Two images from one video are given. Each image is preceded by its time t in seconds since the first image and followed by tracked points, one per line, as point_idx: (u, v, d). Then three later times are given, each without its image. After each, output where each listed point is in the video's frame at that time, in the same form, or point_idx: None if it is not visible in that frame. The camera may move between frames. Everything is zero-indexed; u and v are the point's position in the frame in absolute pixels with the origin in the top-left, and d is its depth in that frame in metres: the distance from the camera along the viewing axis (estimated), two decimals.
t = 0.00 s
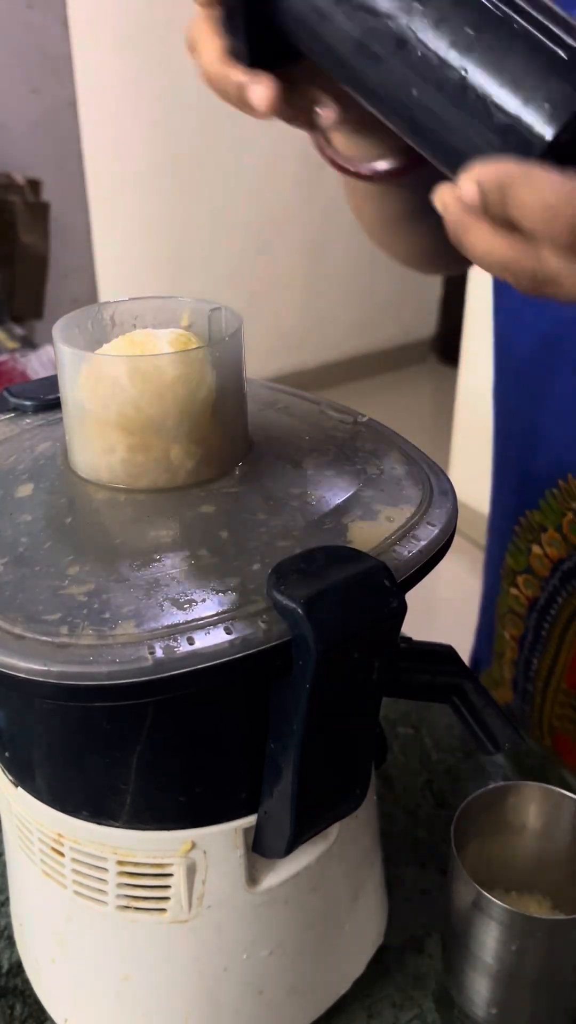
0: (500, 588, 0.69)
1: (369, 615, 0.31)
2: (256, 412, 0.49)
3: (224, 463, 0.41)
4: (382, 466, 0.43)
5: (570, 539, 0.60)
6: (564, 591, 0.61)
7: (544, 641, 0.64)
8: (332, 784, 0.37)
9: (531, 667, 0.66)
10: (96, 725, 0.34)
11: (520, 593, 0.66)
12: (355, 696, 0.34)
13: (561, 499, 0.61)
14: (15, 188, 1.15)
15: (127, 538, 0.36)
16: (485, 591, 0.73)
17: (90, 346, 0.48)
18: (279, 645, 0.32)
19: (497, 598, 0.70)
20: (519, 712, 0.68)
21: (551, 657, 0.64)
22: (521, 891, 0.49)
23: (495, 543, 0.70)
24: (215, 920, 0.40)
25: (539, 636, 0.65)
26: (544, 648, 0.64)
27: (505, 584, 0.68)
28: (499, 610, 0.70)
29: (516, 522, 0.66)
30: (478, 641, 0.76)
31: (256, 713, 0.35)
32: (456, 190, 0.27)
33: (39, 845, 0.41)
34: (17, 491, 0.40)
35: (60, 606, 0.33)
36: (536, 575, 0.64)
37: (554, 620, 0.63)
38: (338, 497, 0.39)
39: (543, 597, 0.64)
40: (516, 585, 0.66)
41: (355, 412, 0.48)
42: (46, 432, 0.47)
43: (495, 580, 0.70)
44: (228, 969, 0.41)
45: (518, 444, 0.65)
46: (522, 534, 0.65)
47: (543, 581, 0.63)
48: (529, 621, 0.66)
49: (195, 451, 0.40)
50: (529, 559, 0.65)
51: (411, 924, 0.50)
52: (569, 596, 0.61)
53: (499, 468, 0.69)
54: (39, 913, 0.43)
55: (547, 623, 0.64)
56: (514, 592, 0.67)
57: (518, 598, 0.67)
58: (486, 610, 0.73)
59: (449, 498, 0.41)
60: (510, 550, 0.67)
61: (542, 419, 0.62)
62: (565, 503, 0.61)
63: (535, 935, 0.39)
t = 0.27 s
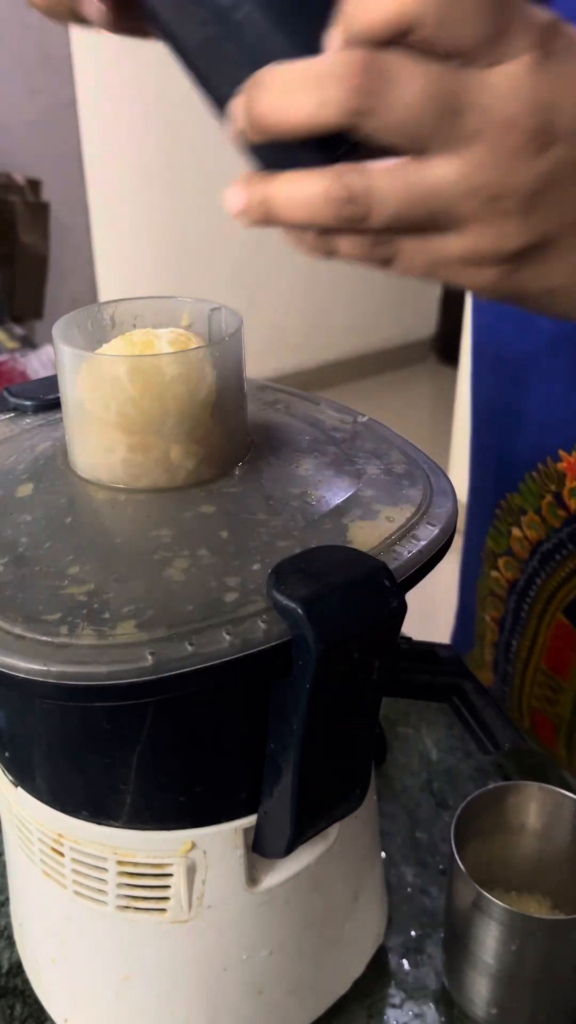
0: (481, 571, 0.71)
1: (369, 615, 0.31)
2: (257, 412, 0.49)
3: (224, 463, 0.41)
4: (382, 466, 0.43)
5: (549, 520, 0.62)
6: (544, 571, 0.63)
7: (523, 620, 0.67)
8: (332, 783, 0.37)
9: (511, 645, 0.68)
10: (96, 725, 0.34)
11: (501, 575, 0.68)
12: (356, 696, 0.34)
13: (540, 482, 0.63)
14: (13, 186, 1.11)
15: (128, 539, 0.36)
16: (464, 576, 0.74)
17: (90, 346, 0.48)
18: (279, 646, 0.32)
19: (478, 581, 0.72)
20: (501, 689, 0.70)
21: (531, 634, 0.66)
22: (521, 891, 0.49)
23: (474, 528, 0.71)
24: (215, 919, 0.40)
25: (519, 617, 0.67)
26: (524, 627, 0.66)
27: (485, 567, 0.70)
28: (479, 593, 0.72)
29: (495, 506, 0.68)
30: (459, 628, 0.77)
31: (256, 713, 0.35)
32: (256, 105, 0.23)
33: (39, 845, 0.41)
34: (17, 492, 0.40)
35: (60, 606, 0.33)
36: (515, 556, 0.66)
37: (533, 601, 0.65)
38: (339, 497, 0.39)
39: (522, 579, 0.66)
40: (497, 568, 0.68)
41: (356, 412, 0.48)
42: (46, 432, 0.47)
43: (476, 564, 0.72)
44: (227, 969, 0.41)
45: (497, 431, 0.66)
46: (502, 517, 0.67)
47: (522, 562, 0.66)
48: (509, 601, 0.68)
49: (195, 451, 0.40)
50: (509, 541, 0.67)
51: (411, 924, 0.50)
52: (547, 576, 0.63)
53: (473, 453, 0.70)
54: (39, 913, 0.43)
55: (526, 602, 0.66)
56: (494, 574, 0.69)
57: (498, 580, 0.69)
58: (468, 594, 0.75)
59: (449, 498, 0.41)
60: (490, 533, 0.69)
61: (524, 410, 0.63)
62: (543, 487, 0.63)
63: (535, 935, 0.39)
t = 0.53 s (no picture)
0: (470, 571, 0.69)
1: (368, 615, 0.31)
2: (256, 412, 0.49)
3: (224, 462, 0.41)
4: (382, 466, 0.43)
5: (534, 522, 0.60)
6: (529, 572, 0.61)
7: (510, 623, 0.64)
8: (332, 784, 0.37)
9: (498, 648, 0.66)
10: (96, 725, 0.34)
11: (487, 576, 0.66)
12: (356, 696, 0.34)
13: (525, 482, 0.61)
14: (14, 187, 1.12)
15: (128, 538, 0.36)
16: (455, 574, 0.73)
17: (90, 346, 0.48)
18: (279, 645, 0.32)
19: (467, 581, 0.70)
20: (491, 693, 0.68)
21: (517, 638, 0.63)
22: (521, 892, 0.49)
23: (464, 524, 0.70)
24: (215, 919, 0.40)
25: (505, 620, 0.65)
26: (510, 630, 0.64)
27: (473, 568, 0.68)
28: (468, 595, 0.70)
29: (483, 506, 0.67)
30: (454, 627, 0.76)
31: (257, 713, 0.35)
32: (94, 274, 0.27)
33: (39, 845, 0.41)
34: (17, 491, 0.40)
35: (60, 606, 0.33)
36: (502, 558, 0.64)
37: (519, 602, 0.62)
38: (339, 497, 0.39)
39: (508, 580, 0.64)
40: (483, 569, 0.66)
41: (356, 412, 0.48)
42: (46, 432, 0.47)
43: (466, 563, 0.70)
44: (227, 969, 0.41)
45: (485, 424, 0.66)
46: (488, 517, 0.65)
47: (508, 563, 0.63)
48: (496, 603, 0.65)
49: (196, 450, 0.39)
50: (496, 542, 0.65)
51: (411, 924, 0.50)
52: (533, 577, 0.61)
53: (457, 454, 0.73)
54: (38, 913, 0.43)
55: (512, 605, 0.63)
56: (480, 575, 0.67)
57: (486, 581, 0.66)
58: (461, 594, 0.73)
59: (449, 498, 0.41)
60: (477, 533, 0.67)
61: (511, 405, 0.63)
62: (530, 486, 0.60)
63: (535, 935, 0.39)
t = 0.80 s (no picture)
0: (463, 575, 0.69)
1: (368, 615, 0.31)
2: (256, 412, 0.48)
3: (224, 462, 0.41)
4: (382, 466, 0.43)
5: (524, 527, 0.60)
6: (520, 578, 0.61)
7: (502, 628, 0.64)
8: (332, 784, 0.36)
9: (492, 652, 0.66)
10: (96, 725, 0.34)
11: (480, 581, 0.66)
12: (356, 697, 0.34)
13: (515, 487, 0.60)
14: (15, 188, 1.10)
15: (127, 538, 0.36)
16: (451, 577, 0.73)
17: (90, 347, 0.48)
18: (279, 645, 0.32)
19: (460, 586, 0.70)
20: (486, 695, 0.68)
21: (509, 642, 0.63)
22: (520, 891, 0.49)
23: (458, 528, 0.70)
24: (214, 920, 0.40)
25: (498, 623, 0.64)
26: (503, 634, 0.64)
27: (466, 573, 0.68)
28: (463, 598, 0.70)
29: (475, 510, 0.66)
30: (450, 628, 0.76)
31: (256, 714, 0.35)
32: (84, 300, 0.33)
33: (38, 846, 0.41)
34: (17, 491, 0.40)
35: (60, 606, 0.33)
36: (494, 563, 0.64)
37: (511, 607, 0.62)
38: (339, 497, 0.39)
39: (500, 584, 0.63)
40: (476, 574, 0.66)
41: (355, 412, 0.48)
42: (46, 432, 0.47)
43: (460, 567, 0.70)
44: (227, 969, 0.41)
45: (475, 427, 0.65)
46: (479, 522, 0.65)
47: (500, 569, 0.63)
48: (489, 608, 0.65)
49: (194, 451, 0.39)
50: (488, 547, 0.65)
51: (412, 924, 0.50)
52: (523, 582, 0.60)
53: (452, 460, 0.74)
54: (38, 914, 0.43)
55: (505, 609, 0.63)
56: (474, 580, 0.67)
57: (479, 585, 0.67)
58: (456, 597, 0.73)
59: (449, 498, 0.41)
60: (469, 539, 0.67)
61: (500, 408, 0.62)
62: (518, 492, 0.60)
63: (535, 935, 0.39)
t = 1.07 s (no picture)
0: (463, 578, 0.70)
1: (368, 615, 0.31)
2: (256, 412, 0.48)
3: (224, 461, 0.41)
4: (383, 466, 0.43)
5: (523, 531, 0.60)
6: (519, 582, 0.60)
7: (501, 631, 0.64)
8: (332, 784, 0.36)
9: (491, 655, 0.66)
10: (97, 725, 0.34)
11: (479, 584, 0.66)
12: (356, 696, 0.34)
13: (514, 491, 0.60)
14: (17, 187, 1.14)
15: (128, 538, 0.36)
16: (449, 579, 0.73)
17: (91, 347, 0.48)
18: (280, 645, 0.32)
19: (460, 588, 0.70)
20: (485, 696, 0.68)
21: (508, 645, 0.63)
22: (521, 891, 0.49)
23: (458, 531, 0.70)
24: (215, 920, 0.39)
25: (498, 626, 0.64)
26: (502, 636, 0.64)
27: (466, 576, 0.69)
28: (463, 601, 0.70)
29: (474, 513, 0.67)
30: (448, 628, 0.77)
31: (257, 714, 0.35)
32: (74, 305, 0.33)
33: (38, 845, 0.41)
34: (17, 491, 0.40)
35: (60, 606, 0.33)
36: (493, 566, 0.64)
37: (509, 610, 0.62)
38: (340, 497, 0.39)
39: (499, 588, 0.63)
40: (476, 577, 0.67)
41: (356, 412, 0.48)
42: (46, 432, 0.47)
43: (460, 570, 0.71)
44: (228, 969, 0.41)
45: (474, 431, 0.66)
46: (478, 526, 0.66)
47: (500, 573, 0.63)
48: (488, 611, 0.66)
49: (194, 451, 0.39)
50: (487, 551, 0.65)
51: (412, 924, 0.50)
52: (522, 587, 0.60)
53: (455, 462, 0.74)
54: (38, 913, 0.43)
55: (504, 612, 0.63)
56: (474, 583, 0.67)
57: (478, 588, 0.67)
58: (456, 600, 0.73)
59: (449, 498, 0.41)
60: (469, 543, 0.68)
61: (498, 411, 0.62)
62: (518, 496, 0.60)
63: (536, 935, 0.39)
